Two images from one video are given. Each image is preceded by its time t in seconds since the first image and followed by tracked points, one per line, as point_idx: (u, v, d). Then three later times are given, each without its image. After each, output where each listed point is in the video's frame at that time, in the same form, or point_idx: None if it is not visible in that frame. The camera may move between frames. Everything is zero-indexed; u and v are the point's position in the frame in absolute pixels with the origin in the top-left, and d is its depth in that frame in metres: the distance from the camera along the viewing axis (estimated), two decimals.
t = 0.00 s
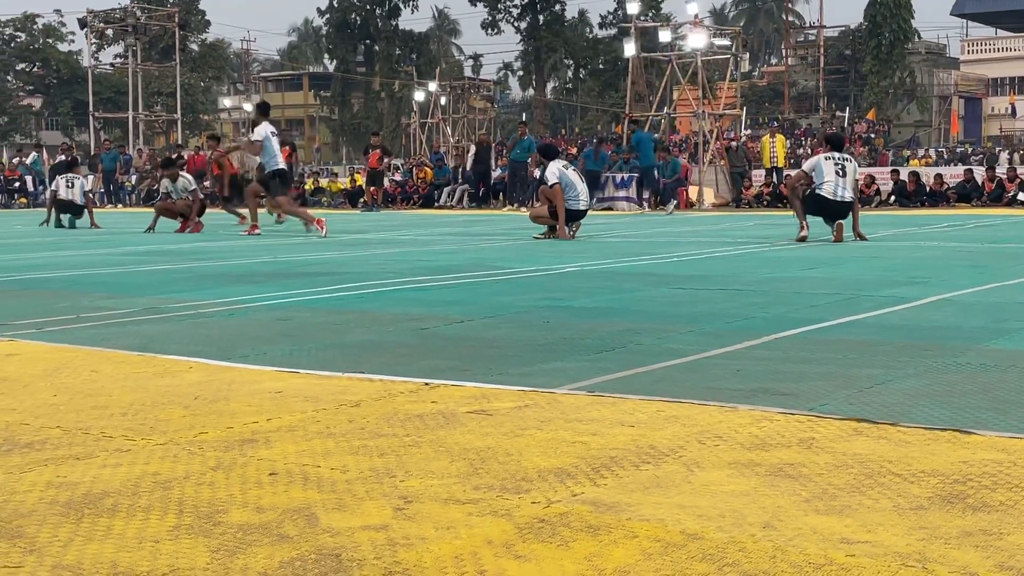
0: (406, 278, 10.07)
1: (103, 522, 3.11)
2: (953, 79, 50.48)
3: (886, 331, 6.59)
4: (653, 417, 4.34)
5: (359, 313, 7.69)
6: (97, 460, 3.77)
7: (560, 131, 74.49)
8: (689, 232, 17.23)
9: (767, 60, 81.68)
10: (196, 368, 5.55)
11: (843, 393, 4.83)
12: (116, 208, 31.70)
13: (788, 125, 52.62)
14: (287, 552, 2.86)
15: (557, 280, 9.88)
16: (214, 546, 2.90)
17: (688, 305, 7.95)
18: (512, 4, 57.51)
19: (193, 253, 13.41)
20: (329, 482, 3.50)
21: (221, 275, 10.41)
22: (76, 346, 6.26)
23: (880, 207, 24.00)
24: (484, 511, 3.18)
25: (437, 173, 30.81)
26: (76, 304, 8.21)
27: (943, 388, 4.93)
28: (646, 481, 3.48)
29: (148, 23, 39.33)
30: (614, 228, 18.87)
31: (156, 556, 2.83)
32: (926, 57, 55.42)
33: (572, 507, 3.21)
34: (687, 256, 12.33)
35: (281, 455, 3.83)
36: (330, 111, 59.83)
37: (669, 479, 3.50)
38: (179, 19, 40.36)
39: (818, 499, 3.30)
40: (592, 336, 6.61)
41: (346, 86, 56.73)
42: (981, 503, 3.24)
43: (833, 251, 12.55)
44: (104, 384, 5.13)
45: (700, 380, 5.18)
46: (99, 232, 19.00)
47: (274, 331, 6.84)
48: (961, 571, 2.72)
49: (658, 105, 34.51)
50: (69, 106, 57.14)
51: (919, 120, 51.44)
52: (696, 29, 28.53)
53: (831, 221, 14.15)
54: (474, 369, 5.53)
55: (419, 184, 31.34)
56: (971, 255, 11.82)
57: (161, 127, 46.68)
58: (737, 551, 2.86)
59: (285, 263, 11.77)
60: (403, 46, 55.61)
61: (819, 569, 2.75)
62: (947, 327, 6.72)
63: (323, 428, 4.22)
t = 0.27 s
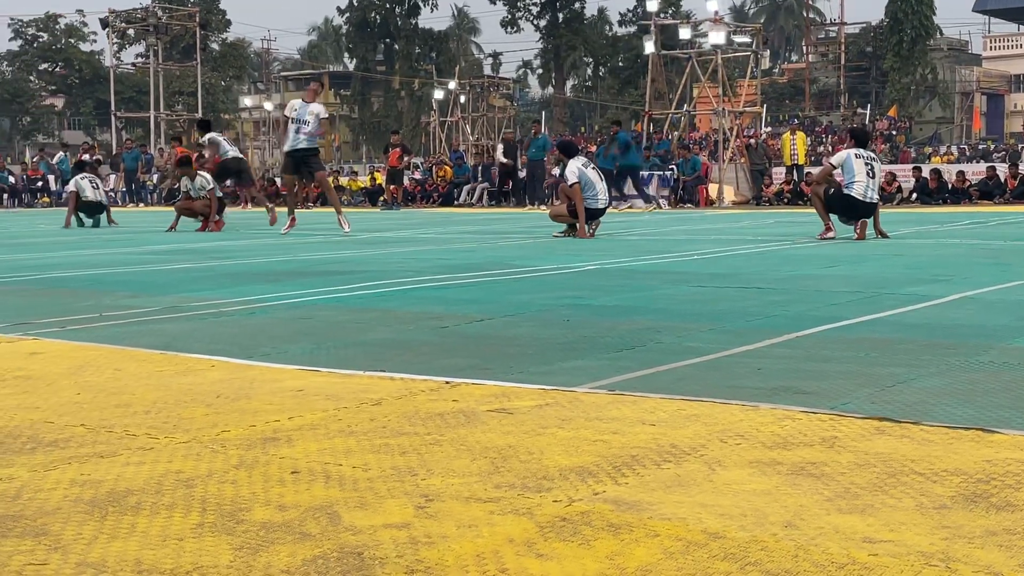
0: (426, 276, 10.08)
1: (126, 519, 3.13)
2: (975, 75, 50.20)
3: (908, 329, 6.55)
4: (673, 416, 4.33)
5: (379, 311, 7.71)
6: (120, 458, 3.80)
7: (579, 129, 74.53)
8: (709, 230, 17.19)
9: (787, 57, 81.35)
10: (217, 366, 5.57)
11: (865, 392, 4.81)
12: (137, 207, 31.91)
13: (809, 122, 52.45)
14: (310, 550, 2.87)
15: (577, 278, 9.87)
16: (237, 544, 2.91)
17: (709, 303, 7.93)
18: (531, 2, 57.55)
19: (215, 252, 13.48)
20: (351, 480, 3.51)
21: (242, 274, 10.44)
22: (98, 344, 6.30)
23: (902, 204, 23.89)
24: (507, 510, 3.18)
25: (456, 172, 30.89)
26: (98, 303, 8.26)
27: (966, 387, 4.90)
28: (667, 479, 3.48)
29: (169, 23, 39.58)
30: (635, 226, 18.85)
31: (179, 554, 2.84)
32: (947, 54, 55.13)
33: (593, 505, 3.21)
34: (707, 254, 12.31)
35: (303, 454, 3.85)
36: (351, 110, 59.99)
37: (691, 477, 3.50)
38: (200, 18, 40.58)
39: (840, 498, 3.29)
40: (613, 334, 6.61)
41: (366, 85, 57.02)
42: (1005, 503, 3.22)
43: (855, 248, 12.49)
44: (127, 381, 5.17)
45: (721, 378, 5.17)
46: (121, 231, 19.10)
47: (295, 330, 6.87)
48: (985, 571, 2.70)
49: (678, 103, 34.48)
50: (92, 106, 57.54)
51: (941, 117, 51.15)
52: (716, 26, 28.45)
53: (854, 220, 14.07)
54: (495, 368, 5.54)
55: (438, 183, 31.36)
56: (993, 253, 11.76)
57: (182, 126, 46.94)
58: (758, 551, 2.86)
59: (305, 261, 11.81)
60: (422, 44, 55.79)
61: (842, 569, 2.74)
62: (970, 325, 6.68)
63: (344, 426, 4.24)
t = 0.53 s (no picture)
0: (452, 275, 10.09)
1: (154, 515, 3.15)
2: (1006, 71, 49.69)
3: (938, 327, 6.50)
4: (700, 413, 4.32)
5: (406, 309, 7.72)
6: (149, 455, 3.82)
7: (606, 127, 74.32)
8: (737, 228, 17.11)
9: (816, 55, 81.01)
10: (245, 364, 5.61)
11: (893, 390, 4.78)
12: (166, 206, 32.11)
13: (838, 119, 52.10)
14: (336, 547, 2.88)
15: (604, 276, 9.85)
16: (265, 541, 2.93)
17: (736, 301, 7.90)
18: None
19: (244, 251, 13.54)
20: (377, 478, 3.52)
21: (269, 273, 10.47)
22: (127, 343, 6.35)
23: (932, 201, 23.68)
24: (533, 508, 3.18)
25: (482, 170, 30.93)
26: (128, 301, 8.30)
27: (996, 385, 4.85)
28: (694, 477, 3.47)
29: (197, 23, 39.82)
30: (662, 224, 18.77)
31: (206, 552, 2.86)
32: (978, 50, 54.61)
33: (619, 503, 3.20)
34: (734, 252, 12.25)
35: (329, 451, 3.85)
36: (378, 109, 60.09)
37: (717, 475, 3.49)
38: (228, 18, 40.78)
39: (868, 497, 3.26)
40: (639, 332, 6.59)
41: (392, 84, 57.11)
42: None
43: (884, 246, 12.41)
44: (155, 379, 5.21)
45: (748, 376, 5.15)
46: (149, 231, 19.21)
47: (321, 328, 6.89)
48: (1014, 570, 2.67)
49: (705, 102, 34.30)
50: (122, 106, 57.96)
51: (972, 114, 50.71)
52: (744, 23, 28.32)
53: (883, 217, 13.95)
54: (520, 366, 5.54)
55: (464, 181, 31.25)
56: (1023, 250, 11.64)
57: (211, 125, 47.18)
58: (786, 549, 2.84)
59: (333, 260, 11.86)
60: (448, 43, 55.85)
61: (871, 568, 2.71)
62: (999, 323, 6.62)
63: (370, 424, 4.25)
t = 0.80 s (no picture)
0: (489, 273, 10.10)
1: (196, 513, 3.18)
2: None
3: (980, 325, 6.43)
4: (739, 412, 4.30)
5: (444, 308, 7.74)
6: (191, 453, 3.86)
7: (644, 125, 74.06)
8: (777, 225, 17.00)
9: (856, 50, 80.31)
10: (285, 362, 5.64)
11: (935, 389, 4.73)
12: (207, 206, 32.38)
13: (878, 115, 51.64)
14: (375, 545, 2.89)
15: (641, 274, 9.82)
16: (304, 538, 2.95)
17: (775, 299, 7.86)
18: None
19: (283, 249, 13.63)
20: (415, 476, 3.53)
21: (307, 271, 10.53)
22: (168, 341, 6.41)
23: (974, 197, 23.42)
24: (571, 506, 3.18)
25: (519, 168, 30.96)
26: (169, 300, 8.38)
27: None
28: (733, 477, 3.45)
29: (237, 24, 40.10)
30: (700, 222, 18.68)
31: (247, 549, 2.88)
32: (1021, 45, 53.91)
33: (657, 502, 3.20)
34: (773, 250, 12.17)
35: (368, 449, 3.88)
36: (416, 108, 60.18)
37: (756, 474, 3.47)
38: (267, 19, 41.02)
39: (909, 496, 3.23)
40: (677, 331, 6.57)
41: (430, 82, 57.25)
42: None
43: (926, 243, 12.28)
44: (196, 378, 5.26)
45: (788, 374, 5.12)
46: (190, 230, 19.37)
47: (359, 327, 6.93)
48: None
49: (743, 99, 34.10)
50: (162, 106, 58.43)
51: (1015, 109, 50.08)
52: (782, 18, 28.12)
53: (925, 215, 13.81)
54: (558, 365, 5.53)
55: (501, 180, 31.27)
56: None
57: (251, 125, 47.48)
58: (826, 550, 2.82)
59: (371, 259, 11.90)
60: (486, 41, 55.90)
61: (913, 569, 2.69)
62: None
63: (409, 422, 4.27)
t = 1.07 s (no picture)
0: (531, 271, 10.10)
1: (240, 509, 3.21)
2: None
3: None
4: (782, 410, 4.27)
5: (485, 306, 7.75)
6: (235, 449, 3.90)
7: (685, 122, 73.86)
8: (820, 222, 16.86)
9: (901, 44, 79.45)
10: (327, 360, 5.68)
11: (982, 386, 4.67)
12: (250, 204, 32.65)
13: (924, 110, 51.09)
14: (418, 541, 2.90)
15: (684, 271, 9.79)
16: (346, 534, 2.96)
17: (819, 296, 7.79)
18: None
19: (325, 248, 13.71)
20: (457, 472, 3.54)
21: (349, 270, 10.59)
22: (213, 339, 6.47)
23: (1022, 193, 23.09)
24: (612, 504, 3.17)
25: (561, 167, 30.95)
26: (214, 299, 8.45)
27: None
28: (776, 475, 3.42)
29: (280, 23, 40.39)
30: (743, 219, 18.57)
31: (291, 544, 2.90)
32: None
33: (699, 501, 3.18)
34: (817, 247, 12.06)
35: (409, 447, 3.89)
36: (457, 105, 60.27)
37: (800, 473, 3.44)
38: (309, 18, 41.27)
39: (956, 495, 3.19)
40: (719, 328, 6.53)
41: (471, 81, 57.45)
42: None
43: (972, 239, 12.12)
44: (240, 375, 5.31)
45: (831, 372, 5.08)
46: (234, 229, 19.51)
47: (401, 324, 6.95)
48: None
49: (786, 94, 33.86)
50: (206, 106, 58.95)
51: None
52: (826, 14, 27.87)
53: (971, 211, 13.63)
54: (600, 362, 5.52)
55: (543, 177, 31.27)
56: None
57: (293, 124, 47.86)
58: (871, 548, 2.79)
59: (413, 257, 11.94)
60: (527, 39, 55.96)
61: (960, 569, 2.65)
62: None
63: (450, 420, 4.27)
